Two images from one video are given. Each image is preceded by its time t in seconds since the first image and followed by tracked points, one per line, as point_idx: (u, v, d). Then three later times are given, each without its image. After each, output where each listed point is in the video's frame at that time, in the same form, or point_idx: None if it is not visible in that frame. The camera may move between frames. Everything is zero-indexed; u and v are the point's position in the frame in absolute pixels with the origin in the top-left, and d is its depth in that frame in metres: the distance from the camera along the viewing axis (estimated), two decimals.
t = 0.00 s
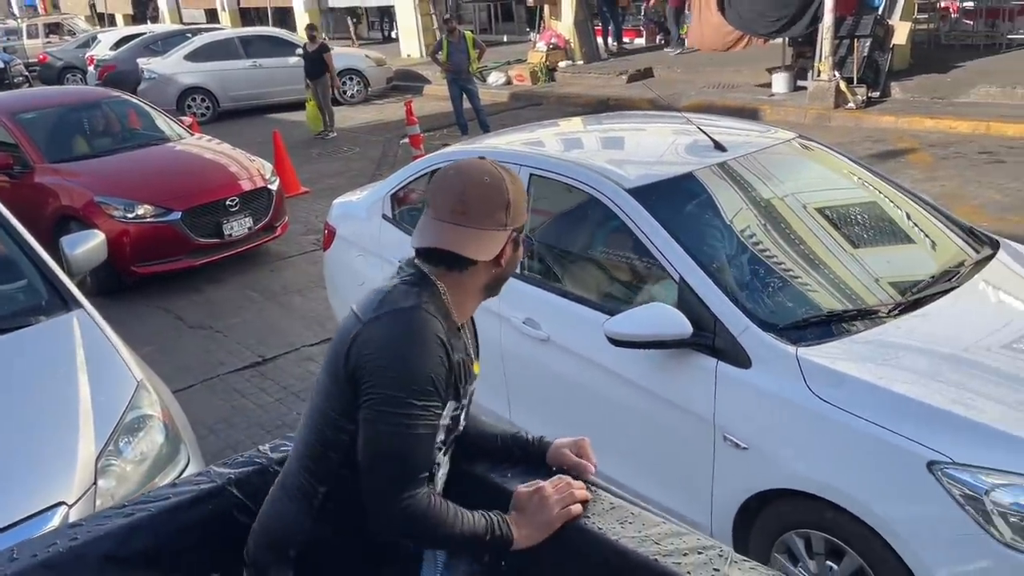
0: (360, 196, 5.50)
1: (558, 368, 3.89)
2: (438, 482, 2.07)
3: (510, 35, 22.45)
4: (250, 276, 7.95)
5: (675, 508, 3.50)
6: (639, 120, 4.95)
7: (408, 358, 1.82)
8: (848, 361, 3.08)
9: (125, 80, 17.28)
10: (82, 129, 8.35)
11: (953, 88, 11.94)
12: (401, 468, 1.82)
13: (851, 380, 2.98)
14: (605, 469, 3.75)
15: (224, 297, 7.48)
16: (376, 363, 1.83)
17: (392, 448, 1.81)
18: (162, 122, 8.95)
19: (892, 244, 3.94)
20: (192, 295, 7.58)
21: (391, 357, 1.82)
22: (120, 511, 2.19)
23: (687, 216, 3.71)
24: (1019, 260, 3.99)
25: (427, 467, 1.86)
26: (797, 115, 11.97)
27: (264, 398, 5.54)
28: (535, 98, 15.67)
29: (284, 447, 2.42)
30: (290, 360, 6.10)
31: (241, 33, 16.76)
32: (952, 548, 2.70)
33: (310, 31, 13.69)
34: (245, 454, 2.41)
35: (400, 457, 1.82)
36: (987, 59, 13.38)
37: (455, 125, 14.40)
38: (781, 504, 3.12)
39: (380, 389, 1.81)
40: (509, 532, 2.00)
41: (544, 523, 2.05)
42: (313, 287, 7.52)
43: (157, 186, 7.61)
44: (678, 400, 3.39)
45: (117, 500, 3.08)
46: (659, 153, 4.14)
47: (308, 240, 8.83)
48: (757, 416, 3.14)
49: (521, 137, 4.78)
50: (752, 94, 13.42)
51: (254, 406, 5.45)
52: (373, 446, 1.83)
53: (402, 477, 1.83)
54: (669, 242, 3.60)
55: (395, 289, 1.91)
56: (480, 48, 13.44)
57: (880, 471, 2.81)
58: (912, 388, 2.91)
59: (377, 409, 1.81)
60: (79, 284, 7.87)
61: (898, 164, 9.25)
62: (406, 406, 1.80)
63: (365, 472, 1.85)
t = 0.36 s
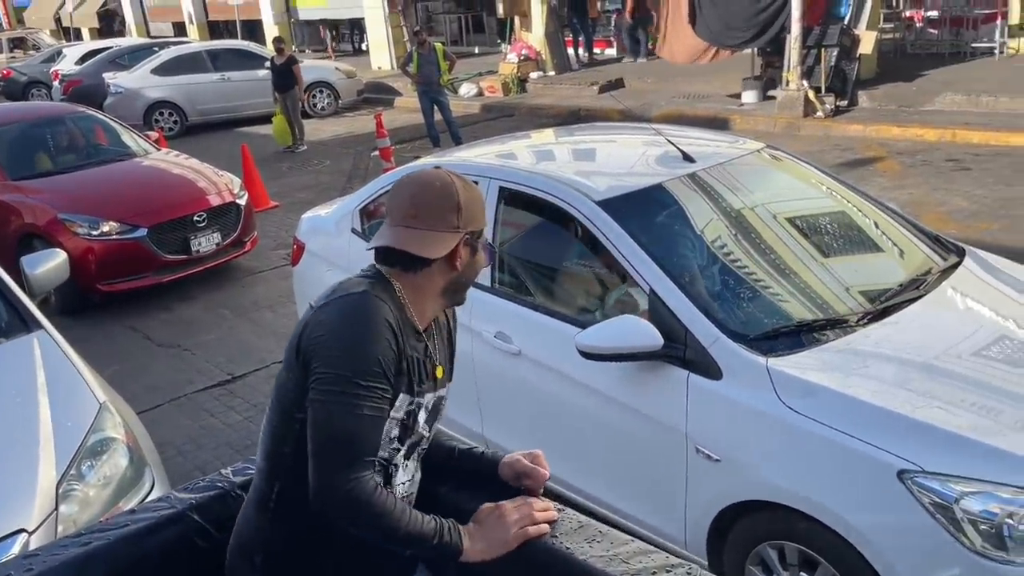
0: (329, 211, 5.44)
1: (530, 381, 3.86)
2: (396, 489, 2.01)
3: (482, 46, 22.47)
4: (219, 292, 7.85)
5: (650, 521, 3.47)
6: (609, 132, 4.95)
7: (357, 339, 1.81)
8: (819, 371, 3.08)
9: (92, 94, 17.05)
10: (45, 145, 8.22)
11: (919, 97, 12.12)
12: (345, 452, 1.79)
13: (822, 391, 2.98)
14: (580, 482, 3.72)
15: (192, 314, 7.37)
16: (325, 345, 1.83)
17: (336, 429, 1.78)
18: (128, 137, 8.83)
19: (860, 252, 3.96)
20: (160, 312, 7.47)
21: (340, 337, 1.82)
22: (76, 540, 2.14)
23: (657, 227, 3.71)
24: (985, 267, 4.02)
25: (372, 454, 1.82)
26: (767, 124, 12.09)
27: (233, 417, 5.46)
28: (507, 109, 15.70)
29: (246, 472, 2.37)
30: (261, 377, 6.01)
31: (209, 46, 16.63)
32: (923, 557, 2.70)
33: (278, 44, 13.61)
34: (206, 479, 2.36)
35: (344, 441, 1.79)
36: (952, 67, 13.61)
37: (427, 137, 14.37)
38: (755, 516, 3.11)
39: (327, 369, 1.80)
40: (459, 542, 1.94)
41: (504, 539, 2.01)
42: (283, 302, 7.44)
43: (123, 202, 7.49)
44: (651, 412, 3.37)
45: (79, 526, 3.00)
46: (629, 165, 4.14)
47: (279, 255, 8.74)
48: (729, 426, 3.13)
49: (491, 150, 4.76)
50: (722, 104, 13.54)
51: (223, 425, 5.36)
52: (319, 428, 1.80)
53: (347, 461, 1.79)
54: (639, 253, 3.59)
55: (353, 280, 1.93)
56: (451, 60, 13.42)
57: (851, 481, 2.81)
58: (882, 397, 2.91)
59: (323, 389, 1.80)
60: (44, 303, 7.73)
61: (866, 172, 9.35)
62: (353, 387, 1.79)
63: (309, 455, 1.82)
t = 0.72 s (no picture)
0: (335, 223, 5.46)
1: (537, 393, 3.86)
2: (374, 510, 2.07)
3: (484, 58, 22.58)
4: (224, 303, 7.86)
5: (659, 535, 3.47)
6: (614, 143, 4.97)
7: (302, 384, 1.83)
8: (828, 383, 3.08)
9: (97, 107, 17.13)
10: (52, 157, 8.25)
11: (922, 107, 12.14)
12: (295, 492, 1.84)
13: (831, 402, 2.98)
14: (585, 493, 3.72)
15: (198, 325, 7.38)
16: (270, 392, 1.85)
17: (288, 474, 1.84)
18: (135, 150, 8.87)
19: (866, 263, 3.96)
20: (165, 324, 7.48)
21: (282, 385, 1.84)
22: (89, 554, 2.16)
23: (662, 239, 3.71)
24: (992, 278, 4.03)
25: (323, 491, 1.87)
26: (770, 135, 12.11)
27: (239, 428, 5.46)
28: (510, 121, 15.74)
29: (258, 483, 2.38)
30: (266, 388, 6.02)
31: (214, 59, 16.71)
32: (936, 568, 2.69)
33: (283, 56, 13.68)
34: (218, 492, 2.37)
35: (294, 480, 1.84)
36: (955, 78, 13.64)
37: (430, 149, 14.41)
38: (764, 528, 3.10)
39: (273, 413, 1.84)
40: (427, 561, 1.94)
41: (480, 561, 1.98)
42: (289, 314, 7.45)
43: (129, 214, 7.52)
44: (659, 424, 3.37)
45: (88, 539, 3.00)
46: (634, 176, 4.15)
47: (284, 266, 8.76)
48: (737, 438, 3.13)
49: (495, 162, 4.77)
50: (724, 115, 13.58)
51: (230, 437, 5.36)
52: (269, 469, 1.85)
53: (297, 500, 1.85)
54: (646, 264, 3.60)
55: (305, 318, 1.94)
56: (455, 72, 13.48)
57: (863, 492, 2.80)
58: (891, 408, 2.91)
59: (270, 437, 1.84)
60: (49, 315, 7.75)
61: (870, 182, 9.36)
62: (299, 430, 1.82)
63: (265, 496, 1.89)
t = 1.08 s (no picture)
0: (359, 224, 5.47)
1: (560, 395, 3.86)
2: (355, 543, 2.22)
3: (503, 62, 22.62)
4: (246, 305, 7.91)
5: (684, 539, 3.45)
6: (636, 146, 4.96)
7: (232, 455, 1.94)
8: (857, 388, 3.05)
9: (120, 110, 17.31)
10: (78, 160, 8.34)
11: (945, 111, 12.04)
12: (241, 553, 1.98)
13: (861, 407, 2.95)
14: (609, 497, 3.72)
15: (220, 327, 7.43)
16: (204, 461, 1.96)
17: (225, 537, 1.97)
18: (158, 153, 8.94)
19: (892, 267, 3.93)
20: (188, 326, 7.54)
21: (213, 456, 1.95)
22: (127, 551, 2.18)
23: (687, 243, 3.70)
24: (1021, 283, 3.98)
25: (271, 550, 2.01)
26: (791, 138, 12.05)
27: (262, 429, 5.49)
28: (529, 124, 15.75)
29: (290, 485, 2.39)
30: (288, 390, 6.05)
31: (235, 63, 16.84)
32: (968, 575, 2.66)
33: (303, 60, 13.76)
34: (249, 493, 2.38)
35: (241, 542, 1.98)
36: (979, 81, 13.52)
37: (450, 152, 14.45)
38: (793, 533, 3.07)
39: (211, 482, 1.96)
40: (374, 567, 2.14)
41: None
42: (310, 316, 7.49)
43: (153, 216, 7.58)
44: (686, 428, 3.36)
45: (118, 537, 3.03)
46: (658, 179, 4.14)
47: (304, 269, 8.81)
48: (763, 443, 3.12)
49: (517, 165, 4.78)
50: (745, 119, 13.53)
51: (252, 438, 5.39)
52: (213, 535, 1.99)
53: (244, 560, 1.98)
54: (671, 267, 3.59)
55: (243, 380, 2.05)
56: (475, 75, 13.51)
57: (893, 498, 2.78)
58: (922, 413, 2.88)
59: (207, 503, 1.97)
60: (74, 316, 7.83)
61: (894, 187, 9.29)
62: (238, 496, 1.95)
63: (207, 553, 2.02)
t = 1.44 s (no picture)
0: (380, 224, 5.50)
1: (581, 395, 3.87)
2: (352, 513, 2.22)
3: (522, 62, 22.63)
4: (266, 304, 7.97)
5: (705, 539, 3.45)
6: (656, 147, 4.95)
7: (224, 405, 2.07)
8: (883, 389, 3.04)
9: (143, 111, 17.48)
10: (103, 159, 8.43)
11: (969, 112, 11.94)
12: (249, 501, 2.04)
13: (887, 409, 2.94)
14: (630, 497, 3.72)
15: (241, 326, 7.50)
16: (198, 423, 2.09)
17: (231, 488, 2.05)
18: (181, 153, 9.03)
19: (916, 268, 3.91)
20: (209, 324, 7.60)
21: (207, 412, 2.08)
22: (157, 545, 2.20)
23: (709, 243, 3.69)
24: None
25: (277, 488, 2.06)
26: (812, 139, 11.98)
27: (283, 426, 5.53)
28: (548, 125, 15.76)
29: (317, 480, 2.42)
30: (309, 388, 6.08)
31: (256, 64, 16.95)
32: None
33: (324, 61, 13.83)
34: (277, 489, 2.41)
35: (246, 491, 2.04)
36: (1004, 82, 13.39)
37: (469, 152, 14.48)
38: (817, 535, 3.06)
39: (207, 439, 2.06)
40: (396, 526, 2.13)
41: (449, 545, 2.08)
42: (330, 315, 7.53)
43: (176, 215, 7.66)
44: (710, 428, 3.35)
45: (145, 532, 3.07)
46: (680, 180, 4.13)
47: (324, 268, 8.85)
48: (788, 444, 3.10)
49: (537, 166, 4.78)
50: (765, 120, 13.47)
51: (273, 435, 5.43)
52: (221, 492, 2.06)
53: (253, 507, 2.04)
54: (693, 267, 3.59)
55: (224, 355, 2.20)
56: (494, 76, 13.54)
57: (920, 500, 2.76)
58: (950, 416, 2.87)
59: (209, 461, 2.06)
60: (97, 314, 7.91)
61: (917, 188, 9.21)
62: (233, 442, 2.05)
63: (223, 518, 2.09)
